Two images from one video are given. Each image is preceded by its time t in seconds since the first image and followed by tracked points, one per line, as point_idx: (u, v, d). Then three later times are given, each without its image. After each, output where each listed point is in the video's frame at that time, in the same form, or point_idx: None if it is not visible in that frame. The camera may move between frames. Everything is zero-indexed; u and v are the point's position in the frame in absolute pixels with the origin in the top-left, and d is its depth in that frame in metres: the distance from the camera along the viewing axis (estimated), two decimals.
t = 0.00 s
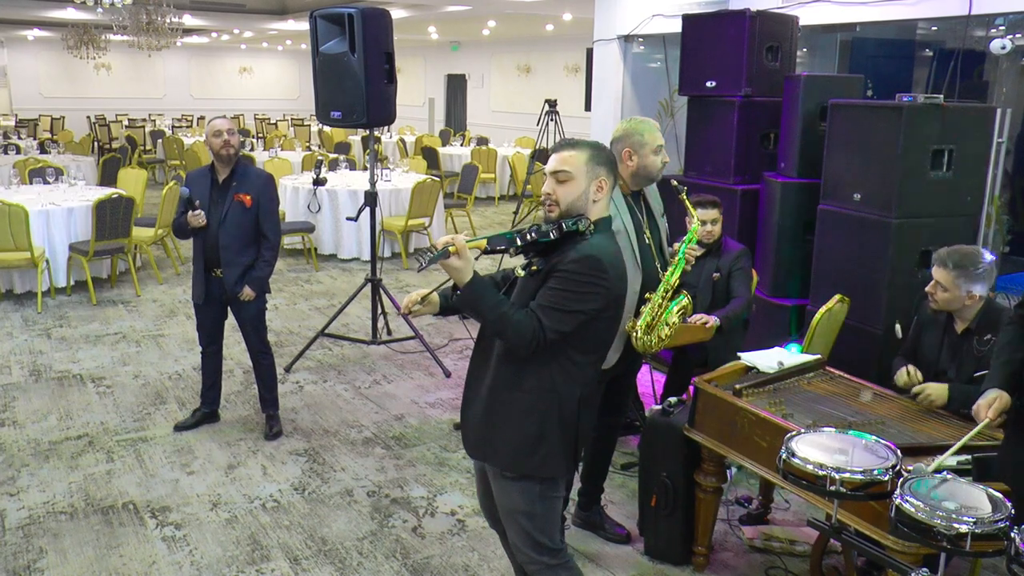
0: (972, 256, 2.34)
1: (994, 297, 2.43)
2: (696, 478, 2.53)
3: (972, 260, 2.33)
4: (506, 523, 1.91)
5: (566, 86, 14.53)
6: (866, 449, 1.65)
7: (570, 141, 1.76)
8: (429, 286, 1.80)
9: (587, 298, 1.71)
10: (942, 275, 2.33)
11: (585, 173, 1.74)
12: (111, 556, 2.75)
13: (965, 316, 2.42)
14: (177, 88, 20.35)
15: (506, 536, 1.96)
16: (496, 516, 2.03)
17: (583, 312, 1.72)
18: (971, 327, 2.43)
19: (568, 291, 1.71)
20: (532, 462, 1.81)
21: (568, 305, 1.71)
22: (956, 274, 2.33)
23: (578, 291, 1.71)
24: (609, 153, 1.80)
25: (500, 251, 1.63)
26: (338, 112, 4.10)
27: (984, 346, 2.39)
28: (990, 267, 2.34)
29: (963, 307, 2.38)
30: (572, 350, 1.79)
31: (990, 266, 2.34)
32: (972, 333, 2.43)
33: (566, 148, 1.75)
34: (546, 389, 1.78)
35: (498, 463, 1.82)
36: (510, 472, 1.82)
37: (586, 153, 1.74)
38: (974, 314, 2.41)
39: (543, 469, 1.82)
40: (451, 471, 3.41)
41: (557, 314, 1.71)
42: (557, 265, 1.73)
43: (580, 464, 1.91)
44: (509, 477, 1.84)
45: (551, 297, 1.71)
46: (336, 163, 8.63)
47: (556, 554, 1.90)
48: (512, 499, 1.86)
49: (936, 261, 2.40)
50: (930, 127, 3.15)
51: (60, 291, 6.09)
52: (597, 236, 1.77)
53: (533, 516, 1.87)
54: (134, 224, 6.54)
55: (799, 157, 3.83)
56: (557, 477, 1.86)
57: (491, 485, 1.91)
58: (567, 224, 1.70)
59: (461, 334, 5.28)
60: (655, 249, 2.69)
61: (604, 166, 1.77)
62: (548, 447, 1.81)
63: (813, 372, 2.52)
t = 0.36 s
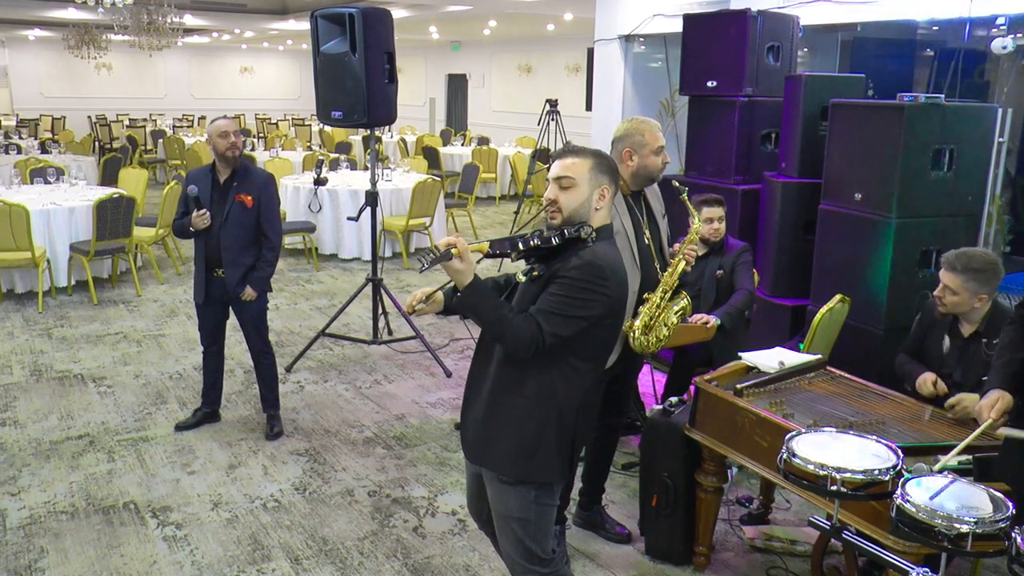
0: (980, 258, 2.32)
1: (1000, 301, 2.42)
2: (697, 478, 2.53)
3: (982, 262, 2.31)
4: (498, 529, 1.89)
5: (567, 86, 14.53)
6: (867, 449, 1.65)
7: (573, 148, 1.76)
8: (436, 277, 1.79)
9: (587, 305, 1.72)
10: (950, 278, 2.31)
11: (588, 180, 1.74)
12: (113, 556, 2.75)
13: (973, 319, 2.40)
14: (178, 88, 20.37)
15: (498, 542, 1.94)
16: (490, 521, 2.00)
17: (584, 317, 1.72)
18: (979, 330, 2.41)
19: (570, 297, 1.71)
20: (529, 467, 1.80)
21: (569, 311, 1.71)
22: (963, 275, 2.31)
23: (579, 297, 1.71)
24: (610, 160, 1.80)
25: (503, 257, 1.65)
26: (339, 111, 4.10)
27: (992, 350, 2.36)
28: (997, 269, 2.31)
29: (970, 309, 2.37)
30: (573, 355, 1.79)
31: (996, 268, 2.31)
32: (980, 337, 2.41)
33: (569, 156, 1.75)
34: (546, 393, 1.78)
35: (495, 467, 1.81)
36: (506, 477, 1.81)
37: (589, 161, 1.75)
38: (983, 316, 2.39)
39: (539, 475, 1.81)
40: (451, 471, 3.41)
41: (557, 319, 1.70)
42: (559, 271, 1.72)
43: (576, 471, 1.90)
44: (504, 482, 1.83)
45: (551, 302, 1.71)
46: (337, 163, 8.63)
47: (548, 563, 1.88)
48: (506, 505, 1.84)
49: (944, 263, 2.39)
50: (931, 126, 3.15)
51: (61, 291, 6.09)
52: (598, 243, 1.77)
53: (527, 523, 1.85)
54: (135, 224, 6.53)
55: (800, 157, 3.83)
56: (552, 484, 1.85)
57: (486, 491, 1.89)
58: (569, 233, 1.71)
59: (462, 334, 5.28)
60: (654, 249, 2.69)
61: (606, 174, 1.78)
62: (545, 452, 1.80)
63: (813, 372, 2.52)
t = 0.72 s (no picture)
0: (988, 263, 2.33)
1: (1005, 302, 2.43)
2: (698, 478, 2.53)
3: (992, 270, 2.32)
4: (509, 526, 1.90)
5: (568, 86, 14.54)
6: (868, 449, 1.65)
7: (565, 143, 1.76)
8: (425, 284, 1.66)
9: (591, 298, 1.72)
10: (964, 290, 2.31)
11: (582, 174, 1.74)
12: (113, 556, 2.75)
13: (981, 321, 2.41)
14: (178, 88, 20.38)
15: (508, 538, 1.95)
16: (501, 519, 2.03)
17: (587, 311, 1.72)
18: (987, 331, 2.41)
19: (571, 292, 1.71)
20: (540, 464, 1.80)
21: (573, 306, 1.71)
22: (975, 284, 2.32)
23: (581, 292, 1.71)
24: (602, 153, 1.80)
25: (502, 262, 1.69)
26: (340, 111, 4.10)
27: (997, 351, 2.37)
28: (1006, 274, 2.33)
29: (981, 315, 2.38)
30: (578, 351, 1.79)
31: (1006, 273, 2.33)
32: (987, 339, 2.43)
33: (560, 151, 1.75)
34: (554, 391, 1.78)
35: (506, 465, 1.82)
36: (517, 475, 1.82)
37: (581, 155, 1.75)
38: (991, 318, 2.39)
39: (549, 472, 1.81)
40: (452, 470, 3.41)
41: (563, 316, 1.71)
42: (559, 267, 1.72)
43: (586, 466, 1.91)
44: (515, 480, 1.83)
45: (555, 300, 1.71)
46: (338, 163, 8.63)
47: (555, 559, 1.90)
48: (517, 503, 1.85)
49: (953, 272, 2.39)
50: (931, 126, 3.15)
51: (61, 291, 6.10)
52: (595, 236, 1.77)
53: (538, 520, 1.86)
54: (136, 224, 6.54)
55: (801, 157, 3.82)
56: (563, 480, 1.86)
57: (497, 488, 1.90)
58: (566, 227, 1.69)
59: (463, 334, 5.28)
60: (654, 249, 2.69)
61: (599, 167, 1.78)
62: (554, 450, 1.80)
63: (814, 371, 2.52)
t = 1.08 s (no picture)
0: (985, 268, 2.31)
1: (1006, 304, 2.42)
2: (698, 477, 2.53)
3: (990, 273, 2.30)
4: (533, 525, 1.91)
5: (569, 86, 14.53)
6: (869, 449, 1.64)
7: (535, 137, 1.72)
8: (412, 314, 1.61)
9: (583, 296, 1.70)
10: (961, 296, 2.29)
11: (556, 167, 1.72)
12: (113, 556, 2.75)
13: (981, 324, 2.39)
14: (179, 88, 20.38)
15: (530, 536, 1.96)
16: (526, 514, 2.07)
17: (582, 311, 1.71)
18: (988, 333, 2.40)
19: (563, 293, 1.69)
20: (564, 459, 1.81)
21: (565, 307, 1.70)
22: (973, 289, 2.30)
23: (572, 292, 1.69)
24: (574, 139, 1.77)
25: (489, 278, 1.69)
26: (340, 111, 4.10)
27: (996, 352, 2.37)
28: (1005, 277, 2.31)
29: (981, 318, 2.36)
30: (586, 348, 1.79)
31: (1003, 278, 2.31)
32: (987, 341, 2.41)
33: (532, 146, 1.71)
34: (570, 387, 1.79)
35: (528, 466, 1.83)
36: (542, 472, 1.82)
37: (553, 147, 1.71)
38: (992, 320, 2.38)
39: (571, 468, 1.82)
40: (453, 470, 3.41)
41: (558, 318, 1.70)
42: (547, 268, 1.71)
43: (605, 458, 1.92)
44: (538, 479, 1.84)
45: (547, 303, 1.70)
46: (338, 163, 8.64)
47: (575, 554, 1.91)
48: (540, 499, 1.86)
49: (950, 276, 2.37)
50: (932, 125, 3.15)
51: (62, 291, 6.10)
52: (579, 229, 1.75)
53: (564, 515, 1.87)
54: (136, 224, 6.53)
55: (802, 157, 3.82)
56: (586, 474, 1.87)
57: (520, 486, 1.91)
58: (546, 227, 1.66)
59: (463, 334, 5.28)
60: (654, 247, 2.70)
61: (573, 155, 1.75)
62: (572, 444, 1.81)
63: (815, 371, 2.51)
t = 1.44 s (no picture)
0: (976, 265, 2.32)
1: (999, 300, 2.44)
2: (698, 478, 2.53)
3: (982, 270, 2.31)
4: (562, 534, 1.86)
5: (569, 86, 14.53)
6: (869, 449, 1.64)
7: (516, 151, 1.65)
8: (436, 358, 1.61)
9: (594, 306, 1.66)
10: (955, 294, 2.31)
11: (543, 179, 1.65)
12: (114, 556, 2.75)
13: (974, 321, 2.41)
14: (179, 89, 20.38)
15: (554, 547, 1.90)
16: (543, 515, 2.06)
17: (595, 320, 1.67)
18: (982, 331, 2.41)
19: (574, 307, 1.65)
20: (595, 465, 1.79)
21: (578, 321, 1.65)
22: (966, 286, 2.31)
23: (584, 304, 1.65)
24: (554, 144, 1.70)
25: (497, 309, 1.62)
26: (341, 111, 4.10)
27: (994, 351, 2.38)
28: (996, 274, 2.32)
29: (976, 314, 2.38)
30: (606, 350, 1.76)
31: (996, 274, 2.32)
32: (980, 339, 2.42)
33: (515, 161, 1.64)
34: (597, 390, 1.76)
35: (554, 477, 1.79)
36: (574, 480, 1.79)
37: (536, 159, 1.65)
38: (985, 317, 2.40)
39: (599, 476, 1.80)
40: (454, 470, 3.41)
41: (573, 332, 1.65)
42: (555, 284, 1.65)
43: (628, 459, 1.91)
44: (563, 489, 1.81)
45: (561, 320, 1.65)
46: (339, 163, 8.64)
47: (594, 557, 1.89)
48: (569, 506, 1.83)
49: (942, 274, 2.38)
50: (933, 125, 3.15)
51: (63, 291, 6.10)
52: (576, 236, 1.70)
53: (587, 521, 1.85)
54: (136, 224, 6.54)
55: (802, 157, 3.82)
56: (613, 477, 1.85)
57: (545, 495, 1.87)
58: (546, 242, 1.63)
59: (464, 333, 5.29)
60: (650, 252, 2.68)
61: (557, 162, 1.68)
62: (602, 453, 1.79)
63: (816, 371, 2.51)
